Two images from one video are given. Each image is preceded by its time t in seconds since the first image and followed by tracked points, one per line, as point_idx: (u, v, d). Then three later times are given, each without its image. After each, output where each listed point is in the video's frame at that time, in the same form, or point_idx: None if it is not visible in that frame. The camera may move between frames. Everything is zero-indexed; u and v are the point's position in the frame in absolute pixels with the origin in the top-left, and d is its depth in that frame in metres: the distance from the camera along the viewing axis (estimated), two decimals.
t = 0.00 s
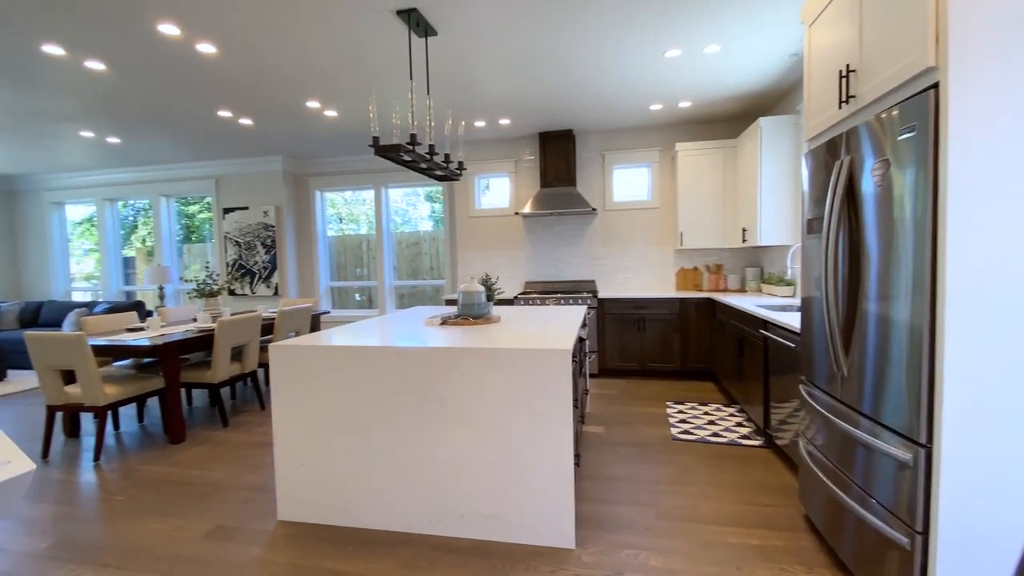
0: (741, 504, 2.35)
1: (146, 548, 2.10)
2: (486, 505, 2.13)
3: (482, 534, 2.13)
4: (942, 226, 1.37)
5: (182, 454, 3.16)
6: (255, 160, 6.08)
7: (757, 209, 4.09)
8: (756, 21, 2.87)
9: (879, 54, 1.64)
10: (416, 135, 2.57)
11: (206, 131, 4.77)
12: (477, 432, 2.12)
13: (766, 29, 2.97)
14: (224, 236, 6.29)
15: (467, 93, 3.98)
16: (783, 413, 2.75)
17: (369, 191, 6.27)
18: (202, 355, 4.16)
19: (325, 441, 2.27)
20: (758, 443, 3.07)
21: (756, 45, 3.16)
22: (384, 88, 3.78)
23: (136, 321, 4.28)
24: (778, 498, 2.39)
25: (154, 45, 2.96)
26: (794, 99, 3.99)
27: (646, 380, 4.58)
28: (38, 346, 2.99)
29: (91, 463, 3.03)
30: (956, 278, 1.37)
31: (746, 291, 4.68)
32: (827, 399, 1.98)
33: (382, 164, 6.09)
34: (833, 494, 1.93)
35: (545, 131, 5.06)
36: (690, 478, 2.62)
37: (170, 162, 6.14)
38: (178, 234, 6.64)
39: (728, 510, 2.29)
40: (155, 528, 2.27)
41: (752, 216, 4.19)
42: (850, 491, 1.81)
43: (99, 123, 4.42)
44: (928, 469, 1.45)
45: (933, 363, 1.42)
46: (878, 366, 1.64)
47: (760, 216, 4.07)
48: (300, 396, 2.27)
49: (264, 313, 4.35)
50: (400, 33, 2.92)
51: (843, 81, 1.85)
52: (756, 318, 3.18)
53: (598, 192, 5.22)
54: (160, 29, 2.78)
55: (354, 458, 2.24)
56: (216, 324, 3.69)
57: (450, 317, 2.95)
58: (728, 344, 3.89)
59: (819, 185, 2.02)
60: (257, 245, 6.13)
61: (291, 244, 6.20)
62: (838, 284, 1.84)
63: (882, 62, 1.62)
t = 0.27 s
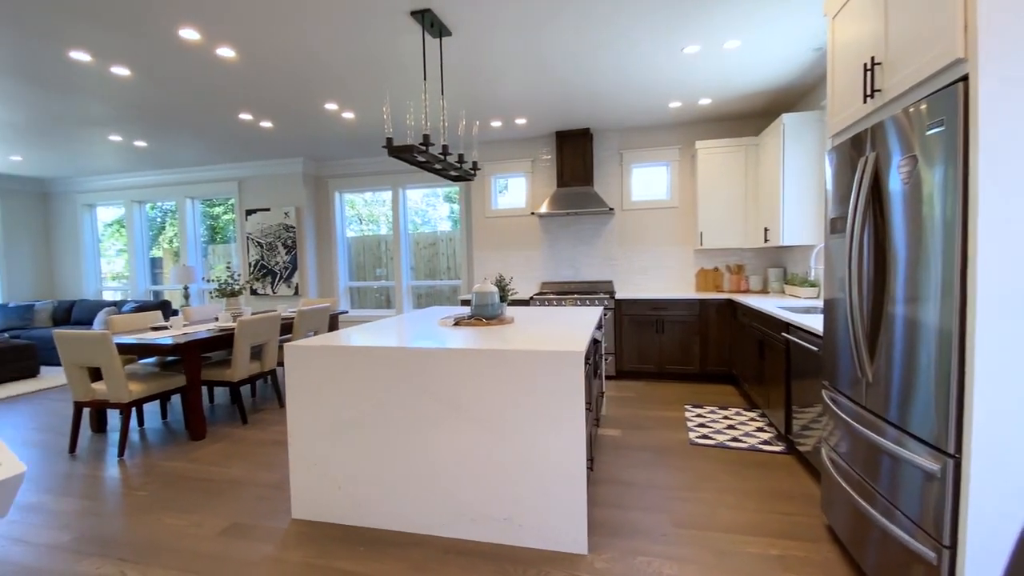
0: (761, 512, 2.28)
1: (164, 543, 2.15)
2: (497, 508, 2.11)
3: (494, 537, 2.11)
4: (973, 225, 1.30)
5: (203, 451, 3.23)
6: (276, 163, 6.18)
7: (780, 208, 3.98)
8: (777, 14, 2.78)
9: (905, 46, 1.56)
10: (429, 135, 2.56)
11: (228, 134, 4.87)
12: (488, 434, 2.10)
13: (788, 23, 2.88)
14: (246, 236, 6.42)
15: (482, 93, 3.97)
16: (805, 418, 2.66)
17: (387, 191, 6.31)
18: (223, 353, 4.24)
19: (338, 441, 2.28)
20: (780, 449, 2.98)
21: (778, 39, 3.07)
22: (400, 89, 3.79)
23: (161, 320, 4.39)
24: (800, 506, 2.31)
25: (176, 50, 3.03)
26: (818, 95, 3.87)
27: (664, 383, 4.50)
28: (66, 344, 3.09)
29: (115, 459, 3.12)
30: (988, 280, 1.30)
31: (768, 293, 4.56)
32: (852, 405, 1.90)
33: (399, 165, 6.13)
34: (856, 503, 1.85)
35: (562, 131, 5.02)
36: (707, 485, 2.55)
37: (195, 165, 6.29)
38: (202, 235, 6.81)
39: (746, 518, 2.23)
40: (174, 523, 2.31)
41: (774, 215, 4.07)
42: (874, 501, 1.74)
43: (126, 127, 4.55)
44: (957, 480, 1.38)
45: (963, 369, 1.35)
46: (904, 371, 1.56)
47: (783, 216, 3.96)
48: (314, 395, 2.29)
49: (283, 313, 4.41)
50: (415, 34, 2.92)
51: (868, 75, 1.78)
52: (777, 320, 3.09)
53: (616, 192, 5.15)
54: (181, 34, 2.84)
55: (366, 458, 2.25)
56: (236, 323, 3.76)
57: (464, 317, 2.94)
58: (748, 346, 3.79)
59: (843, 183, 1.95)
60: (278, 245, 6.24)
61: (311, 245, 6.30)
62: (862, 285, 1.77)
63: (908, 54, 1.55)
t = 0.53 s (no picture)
0: (774, 521, 2.21)
1: (172, 545, 2.16)
2: (503, 515, 2.08)
3: (500, 544, 2.09)
4: (997, 228, 1.25)
5: (213, 452, 3.25)
6: (288, 164, 6.23)
7: (795, 209, 3.90)
8: (793, 10, 2.71)
9: (926, 40, 1.50)
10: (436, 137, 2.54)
11: (240, 136, 4.91)
12: (494, 439, 2.07)
13: (804, 19, 2.80)
14: (259, 238, 6.48)
15: (491, 93, 3.95)
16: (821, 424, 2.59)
17: (398, 193, 6.33)
18: (235, 354, 4.28)
19: (344, 444, 2.27)
20: (795, 455, 2.90)
21: (793, 36, 3.00)
22: (409, 91, 3.79)
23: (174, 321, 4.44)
24: (816, 516, 2.24)
25: (187, 54, 3.05)
26: (835, 93, 3.78)
27: (676, 386, 4.44)
28: (81, 345, 3.13)
29: (128, 458, 3.15)
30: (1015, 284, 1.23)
31: (783, 295, 4.46)
32: (869, 412, 1.84)
33: (410, 166, 6.14)
34: (874, 514, 1.79)
35: (573, 131, 4.98)
36: (719, 492, 2.49)
37: (210, 167, 6.37)
38: (216, 236, 6.90)
39: (759, 528, 2.17)
40: (183, 525, 2.32)
41: (789, 216, 3.98)
42: (892, 513, 1.67)
43: (141, 131, 4.62)
44: (981, 494, 1.32)
45: (987, 377, 1.29)
46: (924, 379, 1.50)
47: (798, 217, 3.87)
48: (320, 398, 2.28)
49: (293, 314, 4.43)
50: (423, 36, 2.91)
51: (886, 72, 1.71)
52: (792, 323, 3.01)
53: (627, 192, 5.10)
54: (191, 38, 2.86)
55: (372, 462, 2.23)
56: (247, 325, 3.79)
57: (471, 320, 2.92)
58: (763, 350, 3.71)
59: (861, 183, 1.88)
60: (291, 246, 6.29)
61: (323, 246, 6.34)
62: (880, 289, 1.71)
63: (930, 49, 1.49)
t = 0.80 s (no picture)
0: (779, 529, 2.16)
1: (168, 550, 2.13)
2: (502, 521, 2.04)
3: (499, 551, 2.05)
4: (1010, 230, 1.20)
5: (212, 454, 3.23)
6: (290, 165, 6.23)
7: (800, 209, 3.84)
8: (798, 8, 2.66)
9: (936, 36, 1.46)
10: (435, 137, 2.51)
11: (241, 137, 4.90)
12: (492, 444, 2.03)
13: (810, 16, 2.75)
14: (261, 239, 6.48)
15: (493, 94, 3.92)
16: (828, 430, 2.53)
17: (400, 194, 6.31)
18: (236, 356, 4.27)
19: (342, 449, 2.24)
20: (801, 461, 2.85)
21: (798, 34, 2.95)
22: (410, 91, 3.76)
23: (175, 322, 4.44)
24: (822, 524, 2.19)
25: (185, 54, 3.04)
26: (841, 92, 3.72)
27: (679, 389, 4.39)
28: (80, 347, 3.12)
29: (127, 461, 3.14)
30: None
31: (789, 297, 4.41)
32: (876, 418, 1.79)
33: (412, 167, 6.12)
34: (880, 523, 1.74)
35: (575, 131, 4.94)
36: (723, 499, 2.45)
37: (212, 168, 6.38)
38: (219, 237, 6.90)
39: (763, 536, 2.12)
40: (179, 529, 2.30)
41: (794, 216, 3.93)
42: (899, 523, 1.62)
43: (143, 132, 4.62)
44: (992, 505, 1.27)
45: (999, 384, 1.24)
46: (933, 386, 1.45)
47: (803, 217, 3.82)
48: (317, 402, 2.26)
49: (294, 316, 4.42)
50: (422, 36, 2.88)
51: (895, 69, 1.67)
52: (798, 326, 2.96)
53: (630, 193, 5.05)
54: (190, 38, 2.84)
55: (369, 467, 2.20)
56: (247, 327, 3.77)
57: (471, 322, 2.88)
58: (767, 352, 3.66)
59: (869, 183, 1.83)
60: (293, 247, 6.28)
61: (325, 247, 6.33)
62: (889, 291, 1.66)
63: (940, 45, 1.44)
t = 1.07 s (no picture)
0: (772, 531, 2.13)
1: (145, 556, 2.07)
2: (489, 525, 2.00)
3: (485, 555, 2.01)
4: (1004, 224, 1.16)
5: (196, 457, 3.17)
6: (280, 164, 6.16)
7: (792, 208, 3.82)
8: (789, 4, 2.63)
9: (928, 27, 1.43)
10: (422, 133, 2.46)
11: (230, 135, 4.84)
12: (478, 445, 1.99)
13: (802, 12, 2.72)
14: (251, 238, 6.41)
15: (483, 91, 3.87)
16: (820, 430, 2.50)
17: (392, 193, 6.25)
18: (223, 357, 4.20)
19: (326, 451, 2.19)
20: (793, 461, 2.82)
21: (790, 31, 2.92)
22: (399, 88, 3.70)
23: (161, 322, 4.36)
24: (813, 525, 2.16)
25: (168, 49, 2.98)
26: (833, 90, 3.70)
27: (672, 389, 4.36)
28: (60, 348, 3.05)
29: (109, 464, 3.07)
30: None
31: (782, 296, 4.39)
32: (868, 418, 1.76)
33: (403, 166, 6.07)
34: (872, 525, 1.71)
35: (567, 130, 4.90)
36: (714, 500, 2.41)
37: (201, 167, 6.30)
38: (209, 237, 6.82)
39: (755, 538, 2.09)
40: (158, 534, 2.24)
41: (787, 215, 3.91)
42: (891, 524, 1.59)
43: (129, 129, 4.55)
44: (986, 507, 1.24)
45: (993, 383, 1.21)
46: (926, 385, 1.42)
47: (796, 216, 3.79)
48: (300, 402, 2.20)
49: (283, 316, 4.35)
50: (410, 31, 2.83)
51: (886, 63, 1.64)
52: (790, 325, 2.94)
53: (623, 192, 5.02)
54: (172, 32, 2.78)
55: (353, 470, 2.15)
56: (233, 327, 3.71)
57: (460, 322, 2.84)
58: (760, 352, 3.63)
59: (860, 179, 1.80)
60: (283, 247, 6.21)
61: (316, 247, 6.26)
62: (880, 288, 1.63)
63: (932, 36, 1.41)
